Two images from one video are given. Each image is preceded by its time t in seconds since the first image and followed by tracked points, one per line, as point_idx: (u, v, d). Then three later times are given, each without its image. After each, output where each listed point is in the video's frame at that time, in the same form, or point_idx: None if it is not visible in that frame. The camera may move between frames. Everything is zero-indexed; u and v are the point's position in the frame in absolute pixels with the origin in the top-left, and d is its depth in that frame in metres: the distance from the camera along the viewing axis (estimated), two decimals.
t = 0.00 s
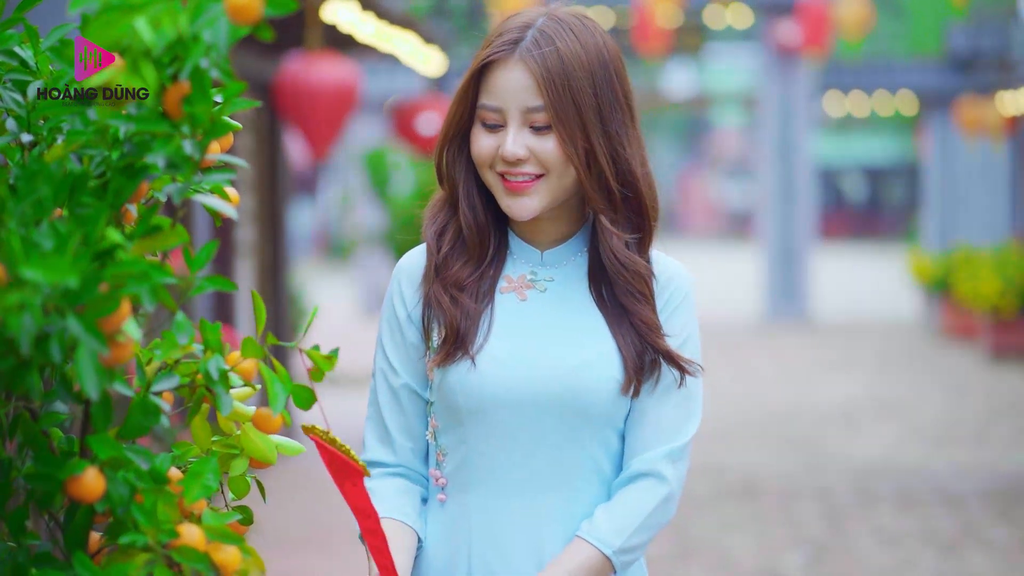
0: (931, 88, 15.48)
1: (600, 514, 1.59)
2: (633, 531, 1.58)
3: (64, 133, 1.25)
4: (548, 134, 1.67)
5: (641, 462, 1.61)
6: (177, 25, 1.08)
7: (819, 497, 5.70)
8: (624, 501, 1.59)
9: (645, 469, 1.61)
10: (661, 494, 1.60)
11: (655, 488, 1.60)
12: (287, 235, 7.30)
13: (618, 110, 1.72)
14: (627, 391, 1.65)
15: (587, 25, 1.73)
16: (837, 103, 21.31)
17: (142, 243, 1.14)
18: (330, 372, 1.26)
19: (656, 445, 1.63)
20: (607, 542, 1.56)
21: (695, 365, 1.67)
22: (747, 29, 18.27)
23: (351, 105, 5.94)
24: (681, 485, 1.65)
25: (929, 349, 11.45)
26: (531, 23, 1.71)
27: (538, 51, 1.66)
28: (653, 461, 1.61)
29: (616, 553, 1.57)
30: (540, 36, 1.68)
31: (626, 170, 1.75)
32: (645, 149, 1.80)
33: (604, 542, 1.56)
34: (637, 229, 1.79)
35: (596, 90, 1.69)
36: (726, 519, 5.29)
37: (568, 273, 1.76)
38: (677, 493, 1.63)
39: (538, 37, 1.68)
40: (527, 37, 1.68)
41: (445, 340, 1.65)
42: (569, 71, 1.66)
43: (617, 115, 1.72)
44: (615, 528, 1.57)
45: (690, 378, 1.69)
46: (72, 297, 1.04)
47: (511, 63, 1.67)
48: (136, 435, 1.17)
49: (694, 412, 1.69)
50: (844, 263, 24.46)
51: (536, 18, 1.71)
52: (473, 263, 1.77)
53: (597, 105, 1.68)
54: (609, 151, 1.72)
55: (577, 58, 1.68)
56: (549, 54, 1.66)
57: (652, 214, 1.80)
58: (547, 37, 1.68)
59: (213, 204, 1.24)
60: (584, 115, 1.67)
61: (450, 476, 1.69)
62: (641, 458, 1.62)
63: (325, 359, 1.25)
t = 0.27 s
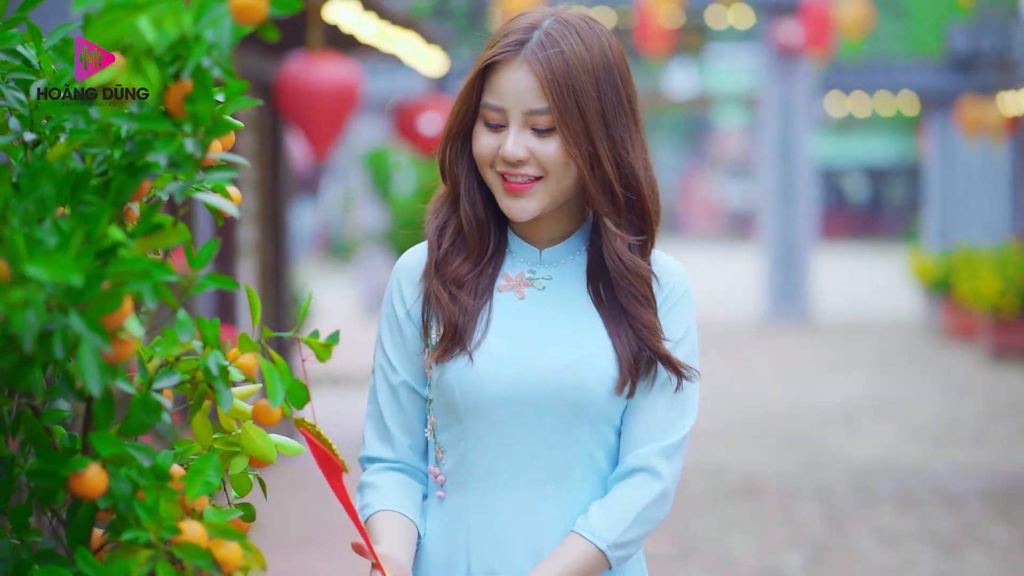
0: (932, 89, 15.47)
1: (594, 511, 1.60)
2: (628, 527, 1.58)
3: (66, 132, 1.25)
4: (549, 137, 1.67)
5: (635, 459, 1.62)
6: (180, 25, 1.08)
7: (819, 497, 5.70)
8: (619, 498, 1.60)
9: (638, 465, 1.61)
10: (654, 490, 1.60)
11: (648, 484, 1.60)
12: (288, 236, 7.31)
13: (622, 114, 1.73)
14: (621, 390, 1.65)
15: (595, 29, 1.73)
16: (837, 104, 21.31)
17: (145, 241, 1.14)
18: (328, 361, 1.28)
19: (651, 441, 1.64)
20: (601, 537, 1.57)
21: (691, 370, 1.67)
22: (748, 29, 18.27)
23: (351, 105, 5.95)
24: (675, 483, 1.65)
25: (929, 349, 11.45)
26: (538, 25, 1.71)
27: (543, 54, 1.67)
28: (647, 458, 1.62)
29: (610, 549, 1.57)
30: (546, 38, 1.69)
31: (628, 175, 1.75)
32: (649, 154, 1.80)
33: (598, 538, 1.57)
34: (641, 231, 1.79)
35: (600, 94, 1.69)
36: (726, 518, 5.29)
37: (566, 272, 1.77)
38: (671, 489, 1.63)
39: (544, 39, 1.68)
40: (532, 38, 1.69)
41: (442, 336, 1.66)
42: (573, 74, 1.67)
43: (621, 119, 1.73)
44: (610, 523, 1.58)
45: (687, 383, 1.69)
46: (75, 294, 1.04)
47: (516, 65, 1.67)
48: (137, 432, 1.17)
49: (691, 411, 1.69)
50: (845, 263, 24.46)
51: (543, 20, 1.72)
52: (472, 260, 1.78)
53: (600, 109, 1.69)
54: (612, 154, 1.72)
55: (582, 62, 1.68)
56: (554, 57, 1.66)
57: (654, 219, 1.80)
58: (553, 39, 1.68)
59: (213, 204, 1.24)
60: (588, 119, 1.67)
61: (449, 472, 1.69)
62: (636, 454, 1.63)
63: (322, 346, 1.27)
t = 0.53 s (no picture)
0: (932, 89, 15.48)
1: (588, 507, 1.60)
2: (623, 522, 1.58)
3: (67, 130, 1.26)
4: (551, 140, 1.68)
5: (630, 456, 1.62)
6: (184, 24, 1.10)
7: (819, 497, 5.70)
8: (614, 494, 1.60)
9: (633, 462, 1.62)
10: (649, 486, 1.60)
11: (642, 482, 1.60)
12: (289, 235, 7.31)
13: (626, 118, 1.73)
14: (615, 389, 1.65)
15: (601, 33, 1.74)
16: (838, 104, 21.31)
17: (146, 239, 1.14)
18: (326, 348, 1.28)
19: (646, 438, 1.64)
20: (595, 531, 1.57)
21: (689, 373, 1.68)
22: (748, 29, 18.27)
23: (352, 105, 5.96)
24: (669, 479, 1.65)
25: (929, 349, 11.45)
26: (544, 27, 1.72)
27: (548, 57, 1.67)
28: (641, 455, 1.62)
29: (605, 544, 1.57)
30: (551, 41, 1.69)
31: (631, 178, 1.76)
32: (653, 157, 1.81)
33: (593, 534, 1.57)
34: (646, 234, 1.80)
35: (604, 98, 1.70)
36: (726, 518, 5.29)
37: (563, 270, 1.78)
38: (666, 485, 1.64)
39: (549, 41, 1.69)
40: (537, 41, 1.69)
41: (440, 332, 1.67)
42: (577, 77, 1.67)
43: (625, 123, 1.73)
44: (605, 518, 1.58)
45: (684, 386, 1.69)
46: (77, 290, 1.05)
47: (520, 67, 1.67)
48: (139, 429, 1.17)
49: (687, 410, 1.69)
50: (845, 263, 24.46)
51: (548, 23, 1.72)
52: (470, 258, 1.79)
53: (603, 113, 1.69)
54: (617, 158, 1.73)
55: (587, 66, 1.68)
56: (559, 61, 1.67)
57: (656, 222, 1.81)
58: (558, 42, 1.69)
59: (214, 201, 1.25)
60: (591, 123, 1.68)
61: (446, 468, 1.70)
62: (631, 451, 1.63)
63: (321, 332, 1.28)
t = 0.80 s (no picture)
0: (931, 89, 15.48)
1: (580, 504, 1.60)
2: (617, 517, 1.59)
3: (67, 128, 1.27)
4: (551, 140, 1.68)
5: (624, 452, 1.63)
6: (188, 20, 1.10)
7: (818, 496, 5.71)
8: (608, 489, 1.60)
9: (627, 459, 1.62)
10: (642, 482, 1.61)
11: (636, 478, 1.61)
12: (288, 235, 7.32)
13: (628, 122, 1.74)
14: (608, 388, 1.66)
15: (608, 36, 1.74)
16: (837, 104, 21.31)
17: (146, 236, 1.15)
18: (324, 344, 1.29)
19: (640, 434, 1.65)
20: (591, 526, 1.57)
21: (684, 377, 1.68)
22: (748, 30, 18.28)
23: (351, 105, 5.96)
24: (663, 476, 1.66)
25: (929, 349, 11.45)
26: (550, 28, 1.72)
27: (552, 59, 1.67)
28: (634, 450, 1.62)
29: (599, 538, 1.57)
30: (556, 42, 1.69)
31: (631, 180, 1.77)
32: (654, 161, 1.82)
33: (590, 530, 1.57)
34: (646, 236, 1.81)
35: (606, 101, 1.70)
36: (726, 518, 5.29)
37: (561, 268, 1.78)
38: (660, 481, 1.64)
39: (555, 42, 1.69)
40: (542, 41, 1.69)
41: (436, 328, 1.68)
42: (581, 79, 1.67)
43: (627, 126, 1.74)
44: (598, 514, 1.58)
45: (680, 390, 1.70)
46: (76, 286, 1.06)
47: (524, 67, 1.68)
48: (138, 425, 1.18)
49: (682, 410, 1.69)
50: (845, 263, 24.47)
51: (554, 23, 1.72)
52: (467, 256, 1.80)
53: (606, 115, 1.70)
54: (618, 161, 1.73)
55: (591, 69, 1.69)
56: (564, 63, 1.67)
57: (656, 225, 1.81)
58: (564, 44, 1.69)
59: (213, 198, 1.26)
60: (593, 125, 1.68)
61: (443, 465, 1.71)
62: (626, 448, 1.63)
63: (319, 328, 1.28)
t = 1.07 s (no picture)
0: (932, 89, 15.49)
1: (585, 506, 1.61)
2: (625, 517, 1.60)
3: (71, 124, 1.27)
4: (557, 138, 1.69)
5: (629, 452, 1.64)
6: (193, 17, 1.11)
7: (818, 496, 5.71)
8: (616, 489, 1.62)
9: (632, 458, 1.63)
10: (650, 483, 1.62)
11: (644, 477, 1.62)
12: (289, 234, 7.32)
13: (635, 125, 1.75)
14: (610, 389, 1.67)
15: (619, 39, 1.75)
16: (837, 104, 21.32)
17: (149, 232, 1.16)
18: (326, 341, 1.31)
19: (644, 434, 1.66)
20: (599, 528, 1.58)
21: (686, 379, 1.69)
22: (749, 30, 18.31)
23: (352, 104, 5.97)
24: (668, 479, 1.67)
25: (929, 349, 11.45)
26: (563, 26, 1.73)
27: (563, 57, 1.68)
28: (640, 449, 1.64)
29: (609, 540, 1.58)
30: (567, 42, 1.70)
31: (635, 181, 1.77)
32: (659, 163, 1.82)
33: (600, 530, 1.58)
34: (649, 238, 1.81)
35: (614, 103, 1.71)
36: (726, 518, 5.29)
37: (564, 267, 1.79)
38: (666, 482, 1.66)
39: (566, 41, 1.70)
40: (554, 39, 1.70)
41: (441, 324, 1.68)
42: (590, 79, 1.69)
43: (633, 128, 1.75)
44: (608, 516, 1.59)
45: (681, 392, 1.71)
46: (80, 282, 1.06)
47: (534, 64, 1.69)
48: (142, 420, 1.19)
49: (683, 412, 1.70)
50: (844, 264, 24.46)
51: (565, 22, 1.73)
52: (470, 251, 1.80)
53: (613, 116, 1.71)
54: (623, 162, 1.74)
55: (601, 70, 1.70)
56: (575, 62, 1.68)
57: (659, 228, 1.81)
58: (576, 44, 1.70)
59: (215, 193, 1.26)
60: (600, 125, 1.69)
61: (444, 461, 1.71)
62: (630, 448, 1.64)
63: (320, 325, 1.30)
